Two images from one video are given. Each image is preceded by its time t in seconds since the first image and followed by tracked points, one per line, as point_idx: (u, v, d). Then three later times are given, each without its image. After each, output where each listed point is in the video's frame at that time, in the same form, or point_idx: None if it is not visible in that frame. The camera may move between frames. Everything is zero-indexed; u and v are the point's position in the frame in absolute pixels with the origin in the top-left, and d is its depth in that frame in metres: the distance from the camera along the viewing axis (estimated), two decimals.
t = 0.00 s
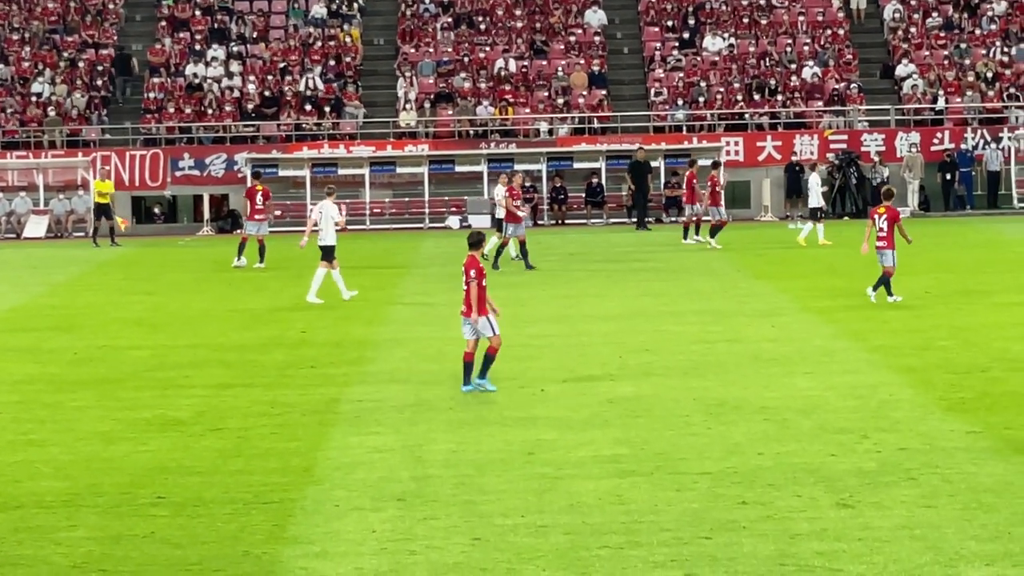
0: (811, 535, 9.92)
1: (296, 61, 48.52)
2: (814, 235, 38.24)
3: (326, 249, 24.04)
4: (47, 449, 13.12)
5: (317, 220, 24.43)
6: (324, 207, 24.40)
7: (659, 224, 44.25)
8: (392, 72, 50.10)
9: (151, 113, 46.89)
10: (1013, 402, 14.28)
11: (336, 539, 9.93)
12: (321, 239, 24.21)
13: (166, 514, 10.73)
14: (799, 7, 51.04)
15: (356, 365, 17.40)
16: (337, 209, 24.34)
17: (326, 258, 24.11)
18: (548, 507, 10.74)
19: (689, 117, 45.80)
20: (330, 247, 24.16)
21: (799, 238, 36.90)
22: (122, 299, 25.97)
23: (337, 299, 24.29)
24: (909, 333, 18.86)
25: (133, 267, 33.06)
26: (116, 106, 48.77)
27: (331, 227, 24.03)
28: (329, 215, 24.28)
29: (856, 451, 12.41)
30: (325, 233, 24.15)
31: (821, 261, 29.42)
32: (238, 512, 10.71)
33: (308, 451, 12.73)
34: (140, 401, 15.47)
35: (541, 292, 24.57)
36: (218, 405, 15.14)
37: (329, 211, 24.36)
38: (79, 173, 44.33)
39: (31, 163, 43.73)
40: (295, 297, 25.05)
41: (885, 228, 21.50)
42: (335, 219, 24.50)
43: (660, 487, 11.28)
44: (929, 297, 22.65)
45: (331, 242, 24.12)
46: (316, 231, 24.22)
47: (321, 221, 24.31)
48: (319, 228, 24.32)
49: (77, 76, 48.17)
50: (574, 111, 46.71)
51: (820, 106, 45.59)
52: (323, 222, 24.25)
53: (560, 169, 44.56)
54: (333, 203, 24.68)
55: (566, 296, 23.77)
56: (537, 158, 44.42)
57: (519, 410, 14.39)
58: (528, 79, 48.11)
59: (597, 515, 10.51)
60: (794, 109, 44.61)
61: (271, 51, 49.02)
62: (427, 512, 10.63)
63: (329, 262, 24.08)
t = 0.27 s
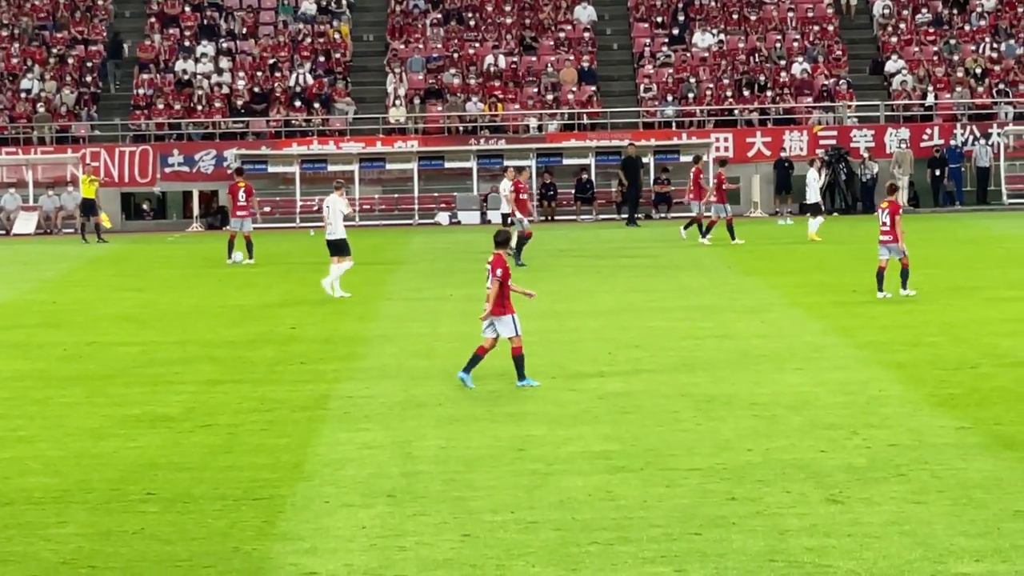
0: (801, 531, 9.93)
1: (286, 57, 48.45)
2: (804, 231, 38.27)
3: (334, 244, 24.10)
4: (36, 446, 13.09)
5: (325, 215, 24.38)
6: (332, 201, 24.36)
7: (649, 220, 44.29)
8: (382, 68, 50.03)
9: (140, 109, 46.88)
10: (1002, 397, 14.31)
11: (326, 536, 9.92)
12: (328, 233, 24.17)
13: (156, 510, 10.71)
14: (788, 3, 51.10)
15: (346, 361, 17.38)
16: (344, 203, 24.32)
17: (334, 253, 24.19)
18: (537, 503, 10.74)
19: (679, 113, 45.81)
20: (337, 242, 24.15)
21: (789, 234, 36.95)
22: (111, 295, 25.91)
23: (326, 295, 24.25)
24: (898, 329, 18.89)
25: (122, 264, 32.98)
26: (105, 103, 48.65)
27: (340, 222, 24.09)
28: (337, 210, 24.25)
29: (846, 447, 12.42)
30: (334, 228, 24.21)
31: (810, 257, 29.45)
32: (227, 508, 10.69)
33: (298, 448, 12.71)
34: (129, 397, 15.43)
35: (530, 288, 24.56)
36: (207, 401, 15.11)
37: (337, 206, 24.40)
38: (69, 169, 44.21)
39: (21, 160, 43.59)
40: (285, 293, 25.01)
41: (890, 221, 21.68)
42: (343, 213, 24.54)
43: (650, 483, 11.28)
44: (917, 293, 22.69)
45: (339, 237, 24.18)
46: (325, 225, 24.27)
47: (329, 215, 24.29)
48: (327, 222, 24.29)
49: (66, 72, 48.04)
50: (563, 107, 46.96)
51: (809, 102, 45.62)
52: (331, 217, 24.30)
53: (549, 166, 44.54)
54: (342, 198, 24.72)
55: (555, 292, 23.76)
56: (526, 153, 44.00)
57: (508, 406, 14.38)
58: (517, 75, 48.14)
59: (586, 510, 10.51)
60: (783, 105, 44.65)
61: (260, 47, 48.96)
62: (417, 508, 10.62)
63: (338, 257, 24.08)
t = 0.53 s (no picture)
0: (796, 529, 9.94)
1: (282, 55, 48.52)
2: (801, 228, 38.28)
3: (349, 242, 24.11)
4: (32, 443, 13.08)
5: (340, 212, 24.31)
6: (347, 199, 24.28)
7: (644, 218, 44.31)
8: (378, 66, 50.01)
9: (136, 107, 46.84)
10: (998, 395, 14.32)
11: (322, 533, 9.92)
12: (344, 231, 24.14)
13: (152, 508, 10.71)
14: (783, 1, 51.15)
15: (341, 359, 17.38)
16: (358, 201, 24.24)
17: (348, 250, 24.21)
18: (533, 501, 10.74)
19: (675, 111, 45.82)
20: (352, 241, 24.13)
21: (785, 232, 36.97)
22: (107, 292, 25.90)
23: (322, 293, 24.26)
24: (894, 326, 18.89)
25: (119, 262, 32.95)
26: (101, 101, 48.62)
27: (355, 221, 24.04)
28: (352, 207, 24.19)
29: (841, 444, 12.43)
30: (349, 225, 24.18)
31: (806, 255, 29.47)
32: (223, 506, 10.69)
33: (294, 445, 12.70)
34: (125, 395, 15.42)
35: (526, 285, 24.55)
36: (203, 399, 15.10)
37: (352, 203, 24.32)
38: (65, 168, 44.49)
39: (16, 157, 43.85)
40: (281, 291, 25.01)
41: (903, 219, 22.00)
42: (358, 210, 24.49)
43: (646, 480, 11.29)
44: (913, 290, 22.71)
45: (354, 234, 24.18)
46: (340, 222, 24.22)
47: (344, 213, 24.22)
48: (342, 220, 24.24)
49: (62, 70, 48.02)
50: (559, 104, 46.75)
51: (805, 100, 45.62)
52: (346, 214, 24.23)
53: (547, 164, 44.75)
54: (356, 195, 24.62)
55: (552, 290, 23.76)
56: (522, 151, 44.27)
57: (503, 404, 14.38)
58: (513, 73, 48.19)
59: (582, 508, 10.52)
60: (780, 103, 44.64)
61: (256, 44, 48.94)
62: (413, 506, 10.63)
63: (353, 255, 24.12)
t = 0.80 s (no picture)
0: (795, 527, 9.94)
1: (280, 55, 48.56)
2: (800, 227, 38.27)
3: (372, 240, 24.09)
4: (31, 443, 13.07)
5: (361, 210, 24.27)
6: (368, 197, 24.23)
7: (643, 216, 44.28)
8: (376, 65, 49.99)
9: (135, 106, 46.91)
10: (997, 393, 14.33)
11: (321, 532, 9.92)
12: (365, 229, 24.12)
13: (151, 507, 10.71)
14: None
15: (340, 358, 17.38)
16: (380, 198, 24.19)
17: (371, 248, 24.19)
18: (532, 499, 10.75)
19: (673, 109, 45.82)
20: (374, 238, 24.12)
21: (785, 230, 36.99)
22: (105, 292, 25.87)
23: (321, 292, 24.25)
24: (892, 325, 18.89)
25: (117, 260, 32.91)
26: (100, 100, 48.60)
27: (377, 219, 24.00)
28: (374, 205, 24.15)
29: (840, 443, 12.43)
30: (371, 224, 24.15)
31: (804, 253, 29.46)
32: (223, 505, 10.69)
33: (293, 444, 12.72)
34: (124, 394, 15.43)
35: (524, 285, 24.54)
36: (202, 398, 15.10)
37: (372, 201, 24.26)
38: (64, 167, 44.54)
39: (14, 156, 43.75)
40: (279, 290, 25.00)
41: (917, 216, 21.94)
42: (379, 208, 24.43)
43: (645, 479, 11.30)
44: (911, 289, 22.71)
45: (376, 232, 24.15)
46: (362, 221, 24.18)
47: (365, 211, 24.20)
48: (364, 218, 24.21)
49: (61, 70, 48.03)
50: (558, 103, 46.73)
51: (804, 99, 45.59)
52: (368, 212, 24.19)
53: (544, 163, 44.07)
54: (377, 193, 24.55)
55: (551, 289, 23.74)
56: (521, 150, 44.08)
57: (502, 403, 14.38)
58: (512, 72, 48.18)
59: (581, 507, 10.53)
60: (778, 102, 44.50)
61: (255, 44, 48.93)
62: (412, 505, 10.63)
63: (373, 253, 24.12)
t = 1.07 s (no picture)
0: (792, 526, 9.94)
1: (276, 54, 48.57)
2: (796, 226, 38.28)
3: (386, 238, 24.04)
4: (28, 443, 13.06)
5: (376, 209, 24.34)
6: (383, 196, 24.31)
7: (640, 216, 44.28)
8: (373, 65, 49.98)
9: (131, 107, 46.88)
10: (994, 393, 14.33)
11: (318, 533, 9.92)
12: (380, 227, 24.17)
13: (148, 507, 10.71)
14: None
15: (337, 358, 17.37)
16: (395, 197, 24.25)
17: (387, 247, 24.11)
18: (529, 499, 10.74)
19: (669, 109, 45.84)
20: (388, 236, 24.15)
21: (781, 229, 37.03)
22: (102, 293, 25.85)
23: (318, 293, 24.24)
24: (889, 324, 18.90)
25: (114, 261, 32.90)
26: (96, 100, 48.55)
27: (392, 217, 24.04)
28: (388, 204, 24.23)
29: (838, 442, 12.43)
30: (385, 222, 24.13)
31: (801, 252, 29.47)
32: (219, 506, 10.68)
33: (290, 444, 12.71)
34: (120, 395, 15.41)
35: (521, 284, 24.55)
36: (199, 399, 15.08)
37: (388, 200, 24.30)
38: (60, 167, 44.39)
39: (10, 157, 43.63)
40: (276, 290, 24.98)
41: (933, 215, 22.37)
42: (394, 207, 24.48)
43: (641, 479, 11.29)
44: (908, 289, 22.72)
45: (391, 231, 24.12)
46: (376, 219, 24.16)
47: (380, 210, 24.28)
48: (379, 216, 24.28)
49: (57, 70, 48.01)
50: (554, 103, 46.81)
51: (800, 98, 45.77)
52: (383, 211, 24.20)
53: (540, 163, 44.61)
54: (393, 192, 24.64)
55: (548, 289, 23.74)
56: (518, 149, 44.15)
57: (499, 403, 14.37)
58: (508, 71, 48.17)
59: (578, 507, 10.52)
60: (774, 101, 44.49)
61: (251, 44, 48.91)
62: (409, 505, 10.63)
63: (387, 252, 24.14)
